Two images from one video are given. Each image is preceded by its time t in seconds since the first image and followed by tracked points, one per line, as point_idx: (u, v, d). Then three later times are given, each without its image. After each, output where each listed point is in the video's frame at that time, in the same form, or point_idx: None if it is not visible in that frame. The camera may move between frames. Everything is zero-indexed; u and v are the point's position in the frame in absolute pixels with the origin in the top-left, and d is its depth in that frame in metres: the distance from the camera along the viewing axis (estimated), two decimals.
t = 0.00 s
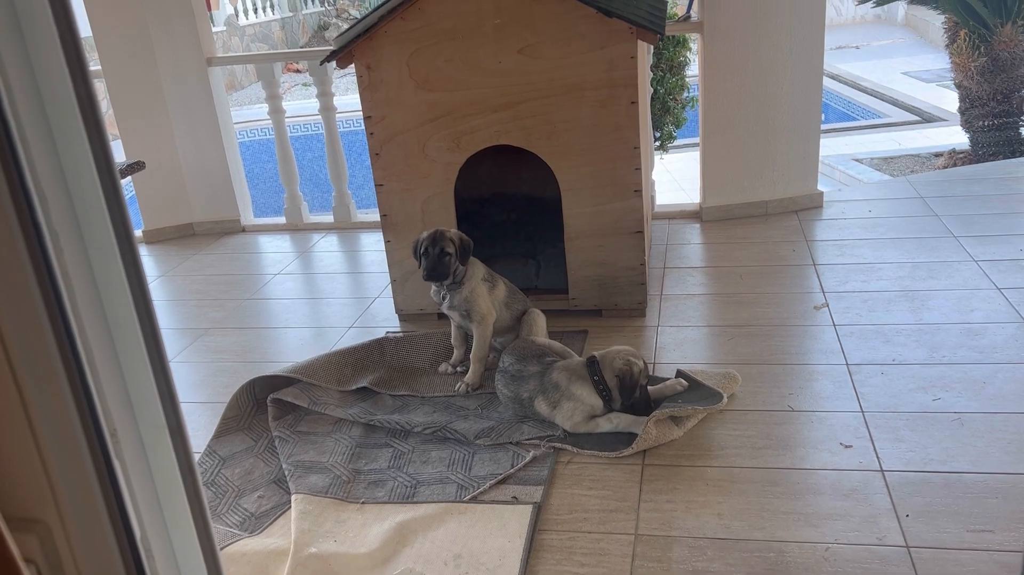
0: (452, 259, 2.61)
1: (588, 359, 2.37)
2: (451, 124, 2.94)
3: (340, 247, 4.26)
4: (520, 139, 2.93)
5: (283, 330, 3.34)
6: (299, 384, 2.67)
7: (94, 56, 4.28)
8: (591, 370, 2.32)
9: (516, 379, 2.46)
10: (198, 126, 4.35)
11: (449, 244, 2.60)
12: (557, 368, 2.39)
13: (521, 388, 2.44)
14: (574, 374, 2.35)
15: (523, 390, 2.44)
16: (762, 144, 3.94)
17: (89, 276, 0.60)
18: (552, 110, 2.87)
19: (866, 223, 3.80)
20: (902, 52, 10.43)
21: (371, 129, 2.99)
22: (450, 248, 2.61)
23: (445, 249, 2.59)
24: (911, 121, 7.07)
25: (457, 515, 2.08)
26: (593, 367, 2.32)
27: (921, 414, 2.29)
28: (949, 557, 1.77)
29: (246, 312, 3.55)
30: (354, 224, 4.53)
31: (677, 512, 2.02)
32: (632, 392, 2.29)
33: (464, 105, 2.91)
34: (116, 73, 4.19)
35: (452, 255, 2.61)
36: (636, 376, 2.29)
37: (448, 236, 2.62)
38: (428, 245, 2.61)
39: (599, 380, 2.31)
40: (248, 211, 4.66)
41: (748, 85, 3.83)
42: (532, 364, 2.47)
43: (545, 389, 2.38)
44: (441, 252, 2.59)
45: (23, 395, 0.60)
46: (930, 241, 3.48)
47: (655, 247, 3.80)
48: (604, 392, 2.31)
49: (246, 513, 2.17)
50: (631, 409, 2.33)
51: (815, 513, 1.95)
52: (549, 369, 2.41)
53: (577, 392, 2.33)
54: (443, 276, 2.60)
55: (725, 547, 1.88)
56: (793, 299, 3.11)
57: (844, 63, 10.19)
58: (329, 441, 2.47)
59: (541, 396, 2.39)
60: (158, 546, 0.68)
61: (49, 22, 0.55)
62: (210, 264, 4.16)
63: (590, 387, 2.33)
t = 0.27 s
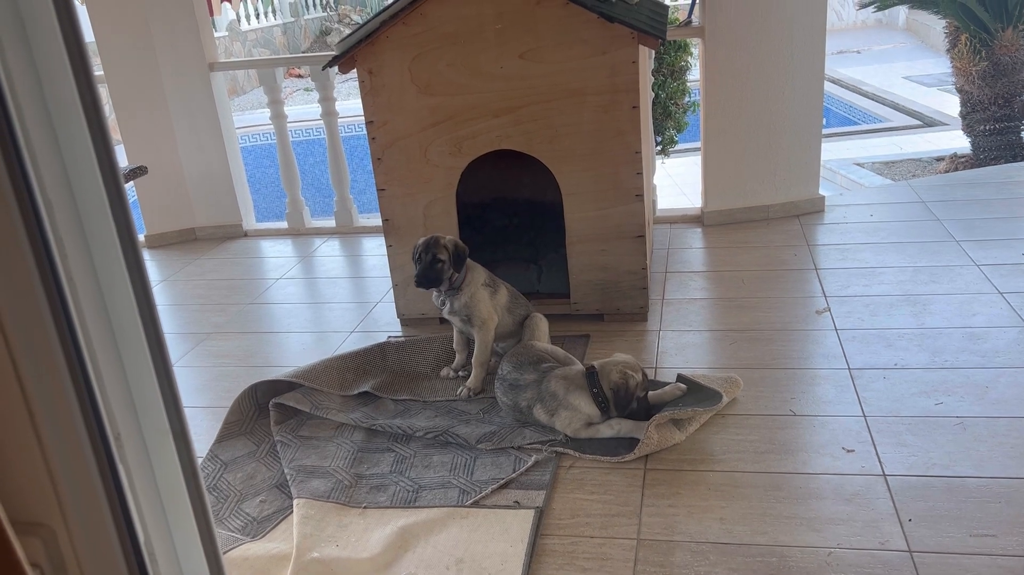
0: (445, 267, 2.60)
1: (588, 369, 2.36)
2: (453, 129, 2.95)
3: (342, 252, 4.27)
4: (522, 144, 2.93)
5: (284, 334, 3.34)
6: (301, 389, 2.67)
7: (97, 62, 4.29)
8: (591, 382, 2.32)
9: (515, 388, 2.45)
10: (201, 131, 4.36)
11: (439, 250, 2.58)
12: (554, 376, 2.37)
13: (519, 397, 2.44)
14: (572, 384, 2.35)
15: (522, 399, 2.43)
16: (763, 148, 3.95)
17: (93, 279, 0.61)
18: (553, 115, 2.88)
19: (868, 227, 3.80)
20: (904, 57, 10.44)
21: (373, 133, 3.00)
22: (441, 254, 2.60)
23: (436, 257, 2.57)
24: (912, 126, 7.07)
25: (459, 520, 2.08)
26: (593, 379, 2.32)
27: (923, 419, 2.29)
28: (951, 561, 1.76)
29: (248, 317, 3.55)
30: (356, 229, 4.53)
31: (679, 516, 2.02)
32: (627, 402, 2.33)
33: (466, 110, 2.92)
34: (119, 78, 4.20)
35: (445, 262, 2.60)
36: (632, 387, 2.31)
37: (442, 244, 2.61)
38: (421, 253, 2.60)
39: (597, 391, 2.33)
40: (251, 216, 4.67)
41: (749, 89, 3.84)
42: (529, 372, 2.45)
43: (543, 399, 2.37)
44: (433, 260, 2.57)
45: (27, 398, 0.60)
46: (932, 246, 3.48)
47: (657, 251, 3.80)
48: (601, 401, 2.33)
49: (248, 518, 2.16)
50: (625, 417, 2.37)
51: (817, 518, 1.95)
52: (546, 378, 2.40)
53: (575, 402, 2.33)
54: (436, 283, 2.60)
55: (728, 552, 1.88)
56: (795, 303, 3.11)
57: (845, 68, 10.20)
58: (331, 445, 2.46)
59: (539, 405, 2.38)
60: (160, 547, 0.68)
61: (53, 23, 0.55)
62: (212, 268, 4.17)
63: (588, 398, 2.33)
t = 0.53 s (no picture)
0: (429, 283, 2.61)
1: (597, 371, 2.36)
2: (454, 133, 2.95)
3: (344, 256, 4.27)
4: (523, 148, 2.93)
5: (286, 338, 3.34)
6: (302, 393, 2.67)
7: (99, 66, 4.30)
8: (599, 384, 2.31)
9: (519, 388, 2.45)
10: (203, 136, 4.36)
11: (419, 268, 2.60)
12: (561, 376, 2.39)
13: (524, 397, 2.43)
14: (580, 384, 2.35)
15: (526, 399, 2.43)
16: (765, 152, 3.95)
17: (96, 281, 0.61)
18: (555, 119, 2.88)
19: (870, 231, 3.80)
20: (905, 61, 10.45)
21: (375, 138, 3.00)
22: (425, 270, 2.61)
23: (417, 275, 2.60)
24: (914, 129, 7.07)
25: (461, 524, 2.08)
26: (601, 382, 2.31)
27: (925, 423, 2.29)
28: (954, 566, 1.76)
29: (250, 321, 3.56)
30: (358, 233, 4.54)
31: (681, 521, 2.02)
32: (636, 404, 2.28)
33: (467, 114, 2.92)
34: (121, 84, 4.21)
35: (428, 279, 2.61)
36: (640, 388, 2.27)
37: (428, 260, 2.61)
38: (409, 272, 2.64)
39: (605, 394, 2.32)
40: (252, 220, 4.68)
41: (750, 93, 3.84)
42: (534, 372, 2.46)
43: (549, 398, 2.38)
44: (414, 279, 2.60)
45: (32, 401, 0.60)
46: (934, 249, 3.48)
47: (658, 255, 3.80)
48: (608, 403, 2.32)
49: (250, 522, 2.16)
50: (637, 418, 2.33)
51: (819, 522, 1.95)
52: (553, 378, 2.41)
53: (582, 402, 2.34)
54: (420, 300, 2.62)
55: (730, 556, 1.87)
56: (796, 307, 3.11)
57: (846, 72, 10.21)
58: (333, 450, 2.46)
59: (543, 405, 2.39)
60: (163, 549, 0.68)
61: (57, 27, 0.56)
62: (214, 272, 4.17)
63: (595, 399, 2.34)
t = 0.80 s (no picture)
0: (419, 291, 2.60)
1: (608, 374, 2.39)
2: (455, 137, 2.96)
3: (345, 259, 4.27)
4: (524, 152, 2.94)
5: (287, 342, 3.34)
6: (303, 397, 2.67)
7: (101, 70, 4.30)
8: (610, 386, 2.33)
9: (526, 387, 2.44)
10: (204, 140, 4.37)
11: (412, 277, 2.58)
12: (573, 375, 2.40)
13: (531, 395, 2.42)
14: (591, 384, 2.37)
15: (533, 397, 2.42)
16: (765, 155, 3.95)
17: (99, 286, 0.61)
18: (556, 123, 2.89)
19: (871, 234, 3.80)
20: (906, 64, 10.45)
21: (376, 141, 3.01)
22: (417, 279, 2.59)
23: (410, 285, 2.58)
24: (914, 133, 7.08)
25: (462, 528, 2.07)
26: (613, 384, 2.33)
27: (927, 426, 2.28)
28: (956, 570, 1.76)
29: (251, 325, 3.56)
30: (358, 236, 4.54)
31: (682, 524, 2.01)
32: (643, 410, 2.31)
33: (468, 118, 2.92)
34: (122, 88, 4.21)
35: (419, 288, 2.59)
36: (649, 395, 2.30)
37: (421, 268, 2.59)
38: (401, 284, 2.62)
39: (615, 397, 2.34)
40: (253, 224, 4.68)
41: (751, 97, 3.84)
42: (543, 372, 2.46)
43: (557, 395, 2.38)
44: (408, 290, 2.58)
45: (34, 404, 0.61)
46: (935, 253, 3.48)
47: (659, 258, 3.80)
48: (616, 406, 2.34)
49: (251, 526, 2.16)
50: (643, 424, 2.35)
51: (821, 526, 1.94)
52: (562, 376, 2.41)
53: (591, 402, 2.35)
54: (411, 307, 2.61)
55: (731, 560, 1.87)
56: (797, 310, 3.11)
57: (847, 75, 10.22)
58: (334, 453, 2.46)
59: (550, 403, 2.38)
60: (166, 554, 0.67)
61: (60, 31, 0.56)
62: (215, 276, 4.17)
63: (605, 400, 2.35)
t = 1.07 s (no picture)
0: (415, 289, 2.60)
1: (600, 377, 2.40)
2: (456, 140, 2.96)
3: (345, 262, 4.27)
4: (524, 155, 2.94)
5: (287, 345, 3.35)
6: (303, 400, 2.67)
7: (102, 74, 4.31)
8: (602, 388, 2.34)
9: (520, 393, 2.46)
10: (205, 143, 4.38)
11: (408, 274, 2.59)
12: (565, 379, 2.41)
13: (525, 401, 2.44)
14: (583, 388, 2.38)
15: (527, 403, 2.44)
16: (765, 159, 3.95)
17: (101, 290, 0.61)
18: (556, 126, 2.89)
19: (871, 237, 3.80)
20: (906, 68, 10.46)
21: (377, 145, 3.01)
22: (413, 277, 2.60)
23: (405, 281, 2.58)
24: (914, 136, 7.08)
25: (462, 531, 2.07)
26: (603, 386, 2.33)
27: (927, 430, 2.28)
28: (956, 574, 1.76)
29: (251, 328, 3.56)
30: (359, 239, 4.54)
31: (683, 528, 2.01)
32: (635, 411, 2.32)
33: (469, 121, 2.93)
34: (123, 91, 4.22)
35: (415, 286, 2.59)
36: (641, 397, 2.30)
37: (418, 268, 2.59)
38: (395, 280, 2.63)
39: (607, 399, 2.34)
40: (254, 227, 4.69)
41: (751, 100, 3.85)
42: (536, 377, 2.48)
43: (550, 400, 2.39)
44: (402, 285, 2.58)
45: (35, 405, 0.61)
46: (935, 256, 3.48)
47: (659, 261, 3.81)
48: (609, 408, 2.34)
49: (251, 529, 2.16)
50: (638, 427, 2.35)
51: (821, 530, 1.94)
52: (555, 381, 2.43)
53: (584, 404, 2.35)
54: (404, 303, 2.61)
55: (732, 563, 1.87)
56: (798, 314, 3.11)
57: (847, 79, 10.23)
58: (334, 456, 2.46)
59: (544, 407, 2.40)
60: (167, 557, 0.68)
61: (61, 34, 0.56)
62: (216, 279, 4.18)
63: (597, 403, 2.36)
